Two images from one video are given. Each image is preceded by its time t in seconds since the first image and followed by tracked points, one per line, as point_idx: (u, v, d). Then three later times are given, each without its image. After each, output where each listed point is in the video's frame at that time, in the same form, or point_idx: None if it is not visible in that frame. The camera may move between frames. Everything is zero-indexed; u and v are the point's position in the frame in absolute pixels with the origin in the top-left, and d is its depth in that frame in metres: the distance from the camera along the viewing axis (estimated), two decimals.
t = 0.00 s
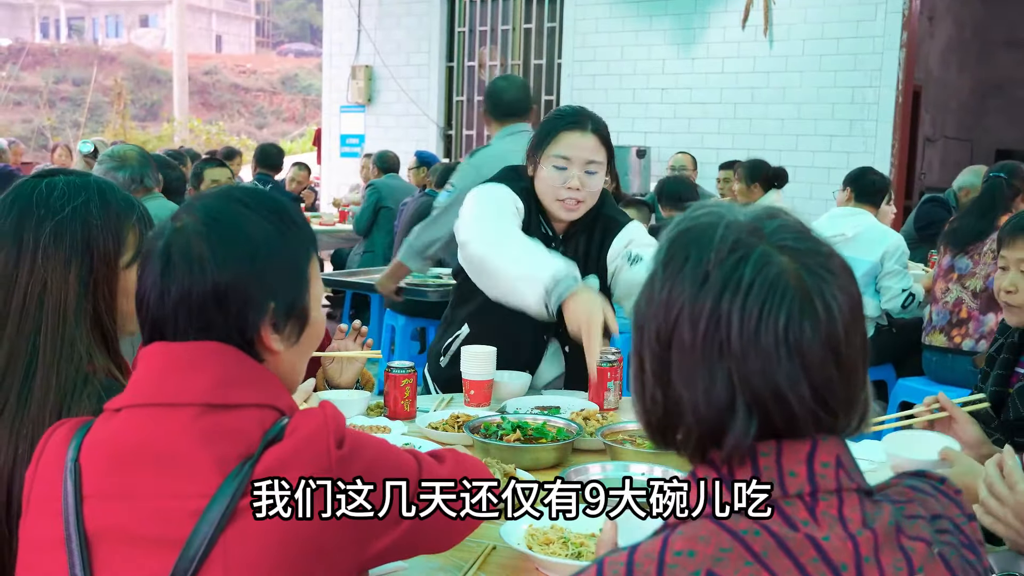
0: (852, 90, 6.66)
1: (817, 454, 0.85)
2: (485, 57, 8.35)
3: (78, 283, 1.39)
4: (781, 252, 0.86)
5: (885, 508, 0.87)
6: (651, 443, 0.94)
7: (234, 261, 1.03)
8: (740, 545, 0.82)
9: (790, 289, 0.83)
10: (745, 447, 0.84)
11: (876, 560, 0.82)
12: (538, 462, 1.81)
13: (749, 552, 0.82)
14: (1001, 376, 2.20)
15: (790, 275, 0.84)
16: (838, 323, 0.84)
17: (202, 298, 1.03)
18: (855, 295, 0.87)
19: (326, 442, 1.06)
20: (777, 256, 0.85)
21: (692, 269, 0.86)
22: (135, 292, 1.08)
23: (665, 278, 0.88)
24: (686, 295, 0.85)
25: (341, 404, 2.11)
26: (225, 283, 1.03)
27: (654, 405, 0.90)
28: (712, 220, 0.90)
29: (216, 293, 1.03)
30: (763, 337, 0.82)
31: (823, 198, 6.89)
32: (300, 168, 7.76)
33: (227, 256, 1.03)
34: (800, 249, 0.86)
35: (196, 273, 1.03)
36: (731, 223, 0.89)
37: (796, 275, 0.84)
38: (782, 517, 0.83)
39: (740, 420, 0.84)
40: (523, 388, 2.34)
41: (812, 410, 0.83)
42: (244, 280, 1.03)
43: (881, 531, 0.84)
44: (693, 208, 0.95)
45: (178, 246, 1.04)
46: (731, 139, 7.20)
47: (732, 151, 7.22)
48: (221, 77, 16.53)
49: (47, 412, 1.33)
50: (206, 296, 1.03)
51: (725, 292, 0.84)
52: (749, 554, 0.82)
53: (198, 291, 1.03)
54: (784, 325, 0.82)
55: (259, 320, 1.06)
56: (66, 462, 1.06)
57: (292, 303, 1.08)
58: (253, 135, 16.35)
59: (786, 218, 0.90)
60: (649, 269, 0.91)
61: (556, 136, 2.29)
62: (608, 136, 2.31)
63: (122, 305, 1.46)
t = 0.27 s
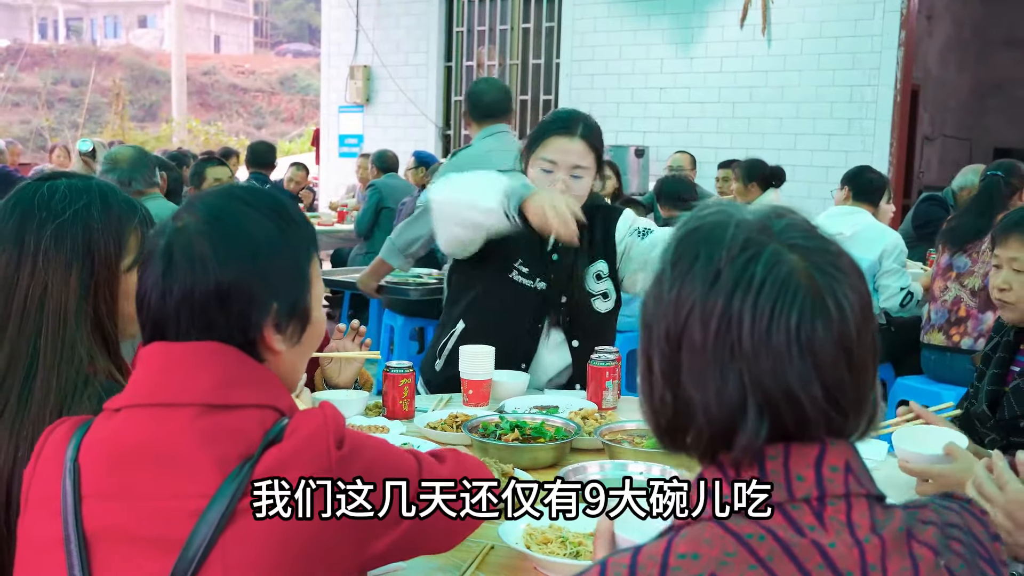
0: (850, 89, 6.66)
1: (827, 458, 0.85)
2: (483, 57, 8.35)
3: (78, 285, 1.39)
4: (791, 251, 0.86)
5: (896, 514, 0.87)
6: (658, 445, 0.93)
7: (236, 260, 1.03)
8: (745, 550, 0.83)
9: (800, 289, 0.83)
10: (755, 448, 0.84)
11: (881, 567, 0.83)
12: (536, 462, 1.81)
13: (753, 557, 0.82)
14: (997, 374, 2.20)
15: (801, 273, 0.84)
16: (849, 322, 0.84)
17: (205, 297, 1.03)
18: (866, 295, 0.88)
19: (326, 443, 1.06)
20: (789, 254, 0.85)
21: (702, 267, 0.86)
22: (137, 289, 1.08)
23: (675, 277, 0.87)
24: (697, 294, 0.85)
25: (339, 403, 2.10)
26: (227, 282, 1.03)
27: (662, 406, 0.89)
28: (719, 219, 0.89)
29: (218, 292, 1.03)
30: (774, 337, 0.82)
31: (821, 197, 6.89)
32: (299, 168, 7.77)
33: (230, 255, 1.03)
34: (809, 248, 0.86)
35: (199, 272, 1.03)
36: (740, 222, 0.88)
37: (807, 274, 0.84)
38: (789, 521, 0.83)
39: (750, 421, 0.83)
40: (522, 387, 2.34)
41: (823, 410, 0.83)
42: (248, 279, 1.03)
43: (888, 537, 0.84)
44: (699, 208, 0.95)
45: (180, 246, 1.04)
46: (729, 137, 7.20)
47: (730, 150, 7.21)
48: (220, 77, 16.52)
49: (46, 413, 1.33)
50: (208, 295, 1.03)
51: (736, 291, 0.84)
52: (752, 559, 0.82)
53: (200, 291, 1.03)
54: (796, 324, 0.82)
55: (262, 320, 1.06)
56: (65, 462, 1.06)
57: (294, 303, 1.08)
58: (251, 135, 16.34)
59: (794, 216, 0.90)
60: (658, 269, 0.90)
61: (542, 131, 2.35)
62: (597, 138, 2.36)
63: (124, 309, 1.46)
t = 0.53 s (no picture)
0: (849, 89, 6.66)
1: (848, 459, 0.84)
2: (482, 57, 8.37)
3: (90, 291, 1.37)
4: (816, 253, 0.86)
5: (917, 520, 0.86)
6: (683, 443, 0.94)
7: (226, 258, 1.03)
8: (762, 544, 0.83)
9: (825, 290, 0.84)
10: (779, 446, 0.84)
11: (898, 569, 0.81)
12: (535, 462, 1.81)
13: (770, 552, 0.82)
14: (996, 374, 2.20)
15: (826, 274, 0.85)
16: (874, 323, 0.84)
17: (195, 295, 1.03)
18: (891, 297, 0.88)
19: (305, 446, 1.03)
20: (814, 256, 0.86)
21: (728, 267, 0.87)
22: (128, 291, 1.08)
23: (700, 277, 0.88)
24: (723, 294, 0.86)
25: (337, 403, 2.11)
26: (217, 280, 1.02)
27: (689, 404, 0.90)
28: (746, 220, 0.90)
29: (209, 290, 1.03)
30: (800, 337, 0.82)
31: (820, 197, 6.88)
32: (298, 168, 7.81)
33: (219, 253, 1.03)
34: (833, 250, 0.87)
35: (188, 271, 1.03)
36: (766, 223, 0.89)
37: (832, 275, 0.85)
38: (808, 518, 0.83)
39: (775, 419, 0.84)
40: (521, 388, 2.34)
41: (849, 410, 0.83)
42: (238, 277, 1.03)
43: (907, 540, 0.83)
44: (726, 210, 0.95)
45: (169, 245, 1.04)
46: (728, 137, 7.20)
47: (729, 150, 7.22)
48: (219, 77, 16.52)
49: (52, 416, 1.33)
50: (198, 294, 1.03)
51: (761, 291, 0.84)
52: (770, 554, 0.82)
53: (190, 290, 1.03)
54: (821, 324, 0.83)
55: (252, 318, 1.06)
56: (53, 466, 1.06)
57: (285, 300, 1.08)
58: (251, 135, 16.34)
59: (819, 219, 0.91)
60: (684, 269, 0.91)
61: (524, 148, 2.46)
62: (571, 162, 2.45)
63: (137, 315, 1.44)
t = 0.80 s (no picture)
0: (849, 87, 6.66)
1: (857, 455, 0.85)
2: (481, 56, 8.38)
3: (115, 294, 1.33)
4: (841, 250, 0.87)
5: (925, 517, 0.85)
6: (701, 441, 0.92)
7: (212, 251, 0.96)
8: (769, 531, 0.83)
9: (855, 287, 0.84)
10: (808, 441, 0.84)
11: (904, 564, 0.81)
12: (536, 459, 1.81)
13: (776, 539, 0.82)
14: (1003, 369, 2.21)
15: (852, 272, 0.85)
16: (898, 319, 0.86)
17: (180, 292, 0.96)
18: (906, 296, 0.89)
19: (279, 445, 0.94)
20: (840, 253, 0.86)
21: (760, 263, 0.86)
22: (117, 286, 1.02)
23: (729, 274, 0.87)
24: (756, 290, 0.85)
25: (337, 401, 2.10)
26: (203, 277, 0.95)
27: (717, 401, 0.88)
28: (769, 218, 0.90)
29: (195, 288, 0.96)
30: (833, 333, 0.83)
31: (820, 196, 6.89)
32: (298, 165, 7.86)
33: (204, 246, 0.96)
34: (855, 248, 0.88)
35: (173, 267, 0.96)
36: (790, 221, 0.89)
37: (859, 273, 0.85)
38: (814, 509, 0.83)
39: (806, 415, 0.84)
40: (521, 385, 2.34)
41: (875, 405, 0.84)
42: (225, 271, 0.96)
43: (914, 534, 0.82)
44: (741, 211, 0.95)
45: (153, 239, 0.97)
46: (727, 136, 7.20)
47: (729, 148, 7.21)
48: (218, 76, 16.51)
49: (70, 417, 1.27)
50: (184, 290, 0.96)
51: (794, 286, 0.84)
52: (776, 541, 0.82)
53: (176, 286, 0.96)
54: (853, 319, 0.83)
55: (241, 314, 0.99)
56: (45, 466, 1.00)
57: (276, 294, 1.01)
58: (250, 134, 16.34)
59: (834, 218, 0.92)
60: (708, 266, 0.90)
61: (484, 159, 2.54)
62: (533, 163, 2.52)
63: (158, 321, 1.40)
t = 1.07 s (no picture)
0: (848, 85, 6.65)
1: (850, 449, 0.85)
2: (480, 54, 8.38)
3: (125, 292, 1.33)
4: (838, 248, 0.87)
5: (917, 511, 0.85)
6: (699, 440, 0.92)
7: (210, 252, 0.95)
8: (763, 524, 0.83)
9: (852, 285, 0.85)
10: (807, 435, 0.84)
11: (896, 556, 0.81)
12: (534, 457, 1.81)
13: (770, 532, 0.82)
14: (1011, 364, 2.17)
15: (849, 270, 0.85)
16: (894, 316, 0.86)
17: (179, 292, 0.95)
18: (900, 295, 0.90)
19: (265, 447, 0.92)
20: (836, 251, 0.87)
21: (759, 261, 0.86)
22: (113, 286, 1.01)
23: (728, 272, 0.86)
24: (755, 287, 0.85)
25: (336, 399, 2.10)
26: (203, 276, 0.94)
27: (716, 399, 0.87)
28: (765, 218, 0.90)
29: (194, 287, 0.95)
30: (830, 330, 0.83)
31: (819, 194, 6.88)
32: (296, 164, 7.90)
33: (202, 246, 0.95)
34: (851, 246, 0.88)
35: (172, 266, 0.94)
36: (786, 219, 0.89)
37: (855, 271, 0.86)
38: (808, 502, 0.83)
39: (804, 411, 0.83)
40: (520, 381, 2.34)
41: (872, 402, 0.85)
42: (223, 271, 0.95)
43: (907, 528, 0.82)
44: (737, 211, 0.95)
45: (152, 238, 0.96)
46: (727, 134, 7.19)
47: (728, 146, 7.21)
48: (217, 75, 16.51)
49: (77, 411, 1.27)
50: (182, 290, 0.95)
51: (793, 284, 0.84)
52: (770, 534, 0.82)
53: (174, 285, 0.95)
54: (850, 316, 0.83)
55: (240, 313, 0.97)
56: (39, 467, 1.00)
57: (274, 292, 1.00)
58: (249, 132, 16.34)
59: (828, 217, 0.92)
60: (705, 264, 0.89)
61: (458, 162, 2.55)
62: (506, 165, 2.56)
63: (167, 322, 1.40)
